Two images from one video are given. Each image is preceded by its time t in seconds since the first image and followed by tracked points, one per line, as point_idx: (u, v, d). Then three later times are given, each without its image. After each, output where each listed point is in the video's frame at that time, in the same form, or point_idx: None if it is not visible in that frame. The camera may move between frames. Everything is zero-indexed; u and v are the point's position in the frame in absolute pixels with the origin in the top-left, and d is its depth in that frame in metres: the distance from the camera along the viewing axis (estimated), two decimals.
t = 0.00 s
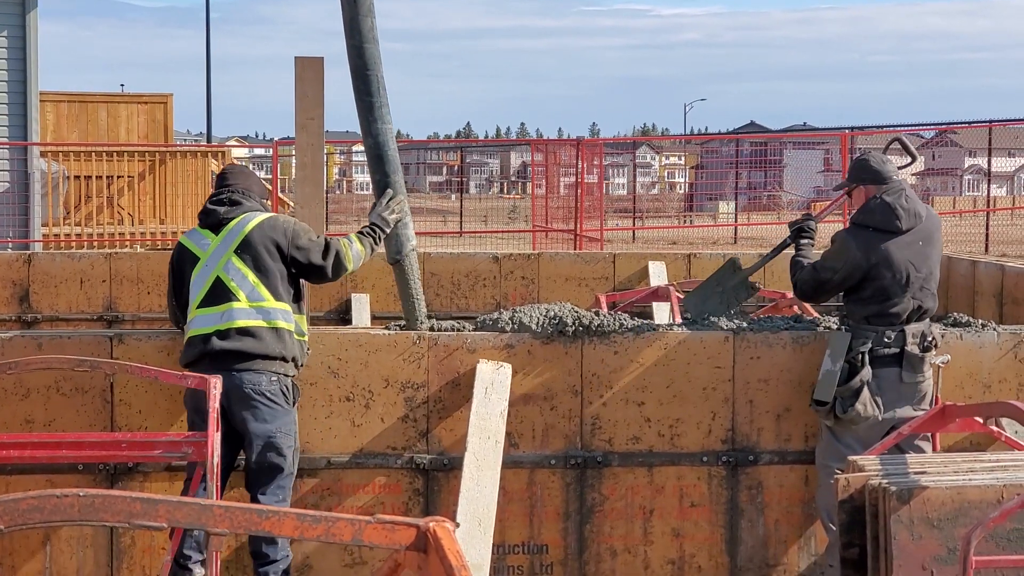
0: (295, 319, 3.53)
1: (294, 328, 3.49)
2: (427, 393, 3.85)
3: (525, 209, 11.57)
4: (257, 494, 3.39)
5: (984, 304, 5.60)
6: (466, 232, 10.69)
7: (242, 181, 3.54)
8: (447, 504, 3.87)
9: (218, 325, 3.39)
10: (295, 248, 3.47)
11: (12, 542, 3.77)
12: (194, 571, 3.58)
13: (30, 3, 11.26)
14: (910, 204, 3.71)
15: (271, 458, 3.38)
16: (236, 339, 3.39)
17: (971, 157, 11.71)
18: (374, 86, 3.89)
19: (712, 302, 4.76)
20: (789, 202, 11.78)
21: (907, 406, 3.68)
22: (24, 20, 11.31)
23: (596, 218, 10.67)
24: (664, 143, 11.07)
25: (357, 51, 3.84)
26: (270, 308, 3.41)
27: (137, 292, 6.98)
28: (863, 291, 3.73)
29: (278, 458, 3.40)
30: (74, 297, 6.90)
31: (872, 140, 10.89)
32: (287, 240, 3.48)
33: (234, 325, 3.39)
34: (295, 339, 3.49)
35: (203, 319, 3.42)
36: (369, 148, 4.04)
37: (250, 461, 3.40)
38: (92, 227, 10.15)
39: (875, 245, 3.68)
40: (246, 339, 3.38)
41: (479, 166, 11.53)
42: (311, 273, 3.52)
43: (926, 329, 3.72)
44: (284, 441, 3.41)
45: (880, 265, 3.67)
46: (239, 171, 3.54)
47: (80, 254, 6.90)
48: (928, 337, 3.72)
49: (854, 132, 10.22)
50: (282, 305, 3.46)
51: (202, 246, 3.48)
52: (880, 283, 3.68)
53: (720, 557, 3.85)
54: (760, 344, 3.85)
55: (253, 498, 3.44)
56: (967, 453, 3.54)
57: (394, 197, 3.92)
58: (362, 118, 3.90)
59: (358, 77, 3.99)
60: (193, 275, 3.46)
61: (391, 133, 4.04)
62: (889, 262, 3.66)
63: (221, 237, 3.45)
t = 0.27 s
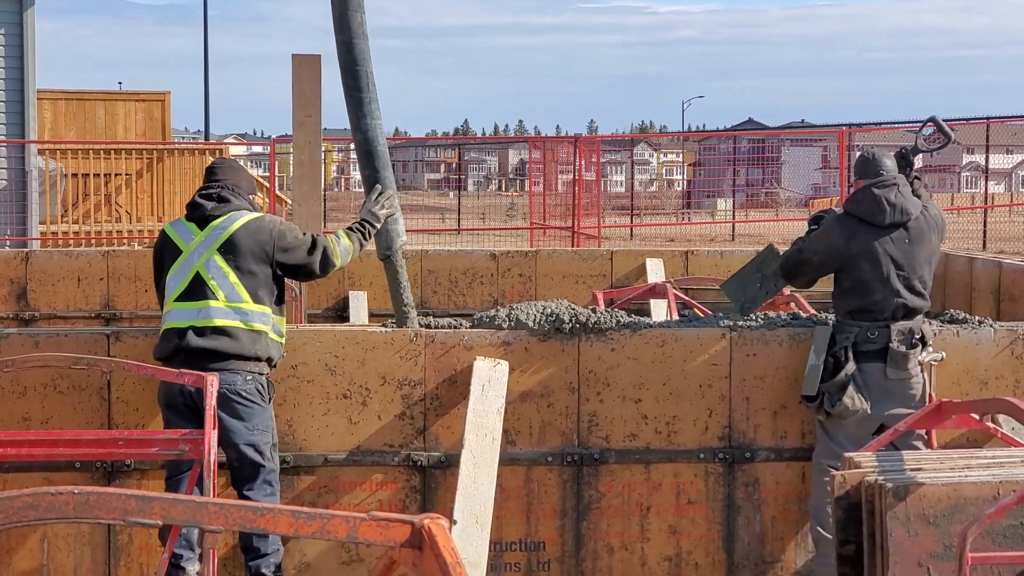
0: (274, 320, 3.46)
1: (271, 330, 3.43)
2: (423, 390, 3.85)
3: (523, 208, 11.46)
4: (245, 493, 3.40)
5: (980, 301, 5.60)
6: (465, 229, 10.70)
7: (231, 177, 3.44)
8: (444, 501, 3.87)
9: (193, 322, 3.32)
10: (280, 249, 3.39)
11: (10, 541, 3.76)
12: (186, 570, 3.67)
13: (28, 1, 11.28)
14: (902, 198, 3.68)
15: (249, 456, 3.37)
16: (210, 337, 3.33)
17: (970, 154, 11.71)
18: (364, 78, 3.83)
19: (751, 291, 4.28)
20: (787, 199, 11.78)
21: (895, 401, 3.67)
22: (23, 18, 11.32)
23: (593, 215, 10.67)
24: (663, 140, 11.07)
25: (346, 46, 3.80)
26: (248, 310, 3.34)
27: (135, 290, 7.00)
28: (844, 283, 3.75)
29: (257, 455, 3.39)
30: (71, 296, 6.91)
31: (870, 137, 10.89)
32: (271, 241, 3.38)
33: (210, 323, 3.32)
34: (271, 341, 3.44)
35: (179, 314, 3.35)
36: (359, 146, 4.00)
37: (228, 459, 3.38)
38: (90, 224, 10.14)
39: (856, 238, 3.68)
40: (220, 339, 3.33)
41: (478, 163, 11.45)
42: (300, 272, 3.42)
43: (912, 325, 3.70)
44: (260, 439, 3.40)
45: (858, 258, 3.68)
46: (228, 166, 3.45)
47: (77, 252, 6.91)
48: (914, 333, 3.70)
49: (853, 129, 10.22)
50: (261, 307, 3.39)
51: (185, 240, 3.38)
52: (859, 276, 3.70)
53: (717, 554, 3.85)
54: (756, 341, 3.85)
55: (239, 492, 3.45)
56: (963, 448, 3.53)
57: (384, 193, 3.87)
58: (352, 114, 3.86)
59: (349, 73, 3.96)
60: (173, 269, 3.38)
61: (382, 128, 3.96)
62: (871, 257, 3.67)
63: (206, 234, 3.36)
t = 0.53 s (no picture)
0: (293, 317, 3.48)
1: (290, 329, 3.45)
2: (440, 388, 3.86)
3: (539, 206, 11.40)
4: (243, 482, 3.42)
5: (999, 299, 5.59)
6: (481, 227, 10.70)
7: (246, 172, 3.45)
8: (461, 498, 3.88)
9: (214, 321, 3.33)
10: (297, 247, 3.40)
11: (32, 535, 3.82)
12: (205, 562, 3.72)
13: None
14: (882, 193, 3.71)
15: (260, 453, 3.39)
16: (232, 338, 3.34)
17: (988, 152, 11.65)
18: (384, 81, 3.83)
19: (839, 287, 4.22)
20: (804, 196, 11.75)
21: (881, 394, 3.71)
22: (41, 17, 11.36)
23: (609, 213, 10.68)
24: (680, 138, 11.05)
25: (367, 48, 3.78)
26: (268, 308, 3.36)
27: (153, 288, 7.04)
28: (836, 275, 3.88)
29: (267, 452, 3.42)
30: (90, 293, 6.94)
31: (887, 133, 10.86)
32: (289, 238, 3.40)
33: (231, 323, 3.33)
34: (293, 338, 3.46)
35: (200, 313, 3.36)
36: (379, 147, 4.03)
37: (241, 454, 3.41)
38: (108, 223, 10.14)
39: (837, 230, 3.84)
40: (243, 337, 3.34)
41: (493, 161, 11.37)
42: (316, 268, 3.44)
43: (903, 319, 3.67)
44: (274, 436, 3.42)
45: (839, 248, 3.82)
46: (244, 162, 3.45)
47: (95, 250, 6.93)
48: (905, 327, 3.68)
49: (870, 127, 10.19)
50: (281, 305, 3.40)
51: (204, 238, 3.38)
52: (842, 267, 3.82)
53: (733, 551, 3.86)
54: (773, 337, 3.85)
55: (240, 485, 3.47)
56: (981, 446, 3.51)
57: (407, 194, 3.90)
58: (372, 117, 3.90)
59: (369, 76, 3.99)
60: (191, 268, 3.38)
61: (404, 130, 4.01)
62: (851, 251, 3.78)
63: (223, 232, 3.37)
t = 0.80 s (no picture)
0: (386, 322, 3.57)
1: (383, 333, 3.54)
2: (521, 389, 3.88)
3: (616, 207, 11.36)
4: (330, 483, 3.47)
5: None
6: (559, 230, 10.74)
7: (343, 176, 3.55)
8: (542, 500, 3.90)
9: (311, 322, 3.43)
10: (391, 252, 3.51)
11: (119, 534, 3.87)
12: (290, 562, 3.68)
13: (130, 6, 11.82)
14: (959, 191, 3.73)
15: (347, 454, 3.45)
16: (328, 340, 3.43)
17: None
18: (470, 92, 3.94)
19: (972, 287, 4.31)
20: (883, 197, 11.60)
21: (964, 395, 3.70)
22: (126, 23, 11.88)
23: (689, 215, 10.65)
24: (757, 138, 10.97)
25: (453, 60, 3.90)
26: (362, 312, 3.46)
27: (235, 289, 7.13)
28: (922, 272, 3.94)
29: (354, 453, 3.47)
30: (173, 295, 7.06)
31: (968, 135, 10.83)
32: (385, 242, 3.50)
33: (327, 326, 3.43)
34: (384, 343, 3.55)
35: (295, 315, 3.45)
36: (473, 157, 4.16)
37: (325, 454, 3.47)
38: (190, 226, 10.37)
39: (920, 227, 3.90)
40: (338, 340, 3.43)
41: (571, 163, 11.58)
42: (410, 276, 3.54)
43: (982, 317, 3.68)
44: (362, 438, 3.47)
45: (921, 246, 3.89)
46: (340, 165, 3.56)
47: (178, 252, 7.06)
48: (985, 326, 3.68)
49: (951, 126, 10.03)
50: (374, 310, 3.50)
51: (302, 241, 3.50)
52: (924, 264, 3.88)
53: (816, 556, 3.84)
54: (855, 340, 3.83)
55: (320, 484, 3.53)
56: None
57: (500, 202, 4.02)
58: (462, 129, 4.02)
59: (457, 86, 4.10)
60: (288, 270, 3.48)
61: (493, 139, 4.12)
62: (930, 248, 3.84)
63: (321, 235, 3.49)
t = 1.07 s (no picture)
0: (427, 324, 3.59)
1: (425, 334, 3.56)
2: (557, 390, 3.88)
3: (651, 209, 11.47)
4: (365, 480, 3.47)
5: None
6: (593, 231, 10.79)
7: (394, 179, 3.63)
8: (579, 500, 3.90)
9: (354, 319, 3.45)
10: (439, 253, 3.54)
11: (157, 532, 3.89)
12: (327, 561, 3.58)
13: (167, 7, 12.24)
14: (998, 191, 3.83)
15: (382, 451, 3.44)
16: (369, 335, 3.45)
17: None
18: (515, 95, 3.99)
19: None
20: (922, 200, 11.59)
21: (1004, 398, 3.66)
22: (164, 25, 12.30)
23: (725, 216, 10.67)
24: (794, 139, 10.97)
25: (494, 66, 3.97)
26: (405, 312, 3.48)
27: (271, 290, 7.41)
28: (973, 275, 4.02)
29: (389, 450, 3.46)
30: (210, 296, 7.35)
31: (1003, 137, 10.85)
32: (432, 243, 3.54)
33: (369, 323, 3.45)
34: (424, 344, 3.56)
35: (339, 310, 3.47)
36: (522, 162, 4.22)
37: (361, 452, 3.47)
38: (226, 227, 10.46)
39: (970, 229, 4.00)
40: (380, 337, 3.45)
41: (606, 164, 11.57)
42: (458, 278, 3.57)
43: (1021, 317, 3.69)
44: (399, 437, 3.47)
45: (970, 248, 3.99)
46: (390, 168, 3.64)
47: (215, 253, 7.36)
48: None
49: (989, 127, 10.00)
50: (417, 311, 3.53)
51: (349, 238, 3.52)
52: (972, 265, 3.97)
53: (854, 558, 3.83)
54: (894, 341, 3.82)
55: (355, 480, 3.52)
56: None
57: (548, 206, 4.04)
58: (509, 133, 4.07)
59: (502, 93, 4.17)
60: (333, 266, 3.50)
61: (538, 143, 4.17)
62: (975, 248, 3.93)
63: (370, 233, 3.52)
